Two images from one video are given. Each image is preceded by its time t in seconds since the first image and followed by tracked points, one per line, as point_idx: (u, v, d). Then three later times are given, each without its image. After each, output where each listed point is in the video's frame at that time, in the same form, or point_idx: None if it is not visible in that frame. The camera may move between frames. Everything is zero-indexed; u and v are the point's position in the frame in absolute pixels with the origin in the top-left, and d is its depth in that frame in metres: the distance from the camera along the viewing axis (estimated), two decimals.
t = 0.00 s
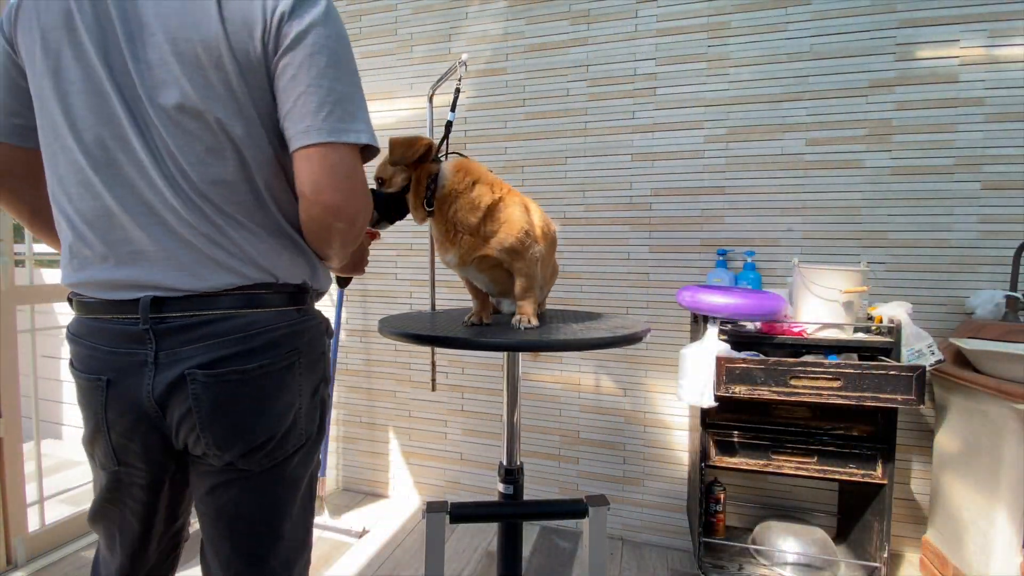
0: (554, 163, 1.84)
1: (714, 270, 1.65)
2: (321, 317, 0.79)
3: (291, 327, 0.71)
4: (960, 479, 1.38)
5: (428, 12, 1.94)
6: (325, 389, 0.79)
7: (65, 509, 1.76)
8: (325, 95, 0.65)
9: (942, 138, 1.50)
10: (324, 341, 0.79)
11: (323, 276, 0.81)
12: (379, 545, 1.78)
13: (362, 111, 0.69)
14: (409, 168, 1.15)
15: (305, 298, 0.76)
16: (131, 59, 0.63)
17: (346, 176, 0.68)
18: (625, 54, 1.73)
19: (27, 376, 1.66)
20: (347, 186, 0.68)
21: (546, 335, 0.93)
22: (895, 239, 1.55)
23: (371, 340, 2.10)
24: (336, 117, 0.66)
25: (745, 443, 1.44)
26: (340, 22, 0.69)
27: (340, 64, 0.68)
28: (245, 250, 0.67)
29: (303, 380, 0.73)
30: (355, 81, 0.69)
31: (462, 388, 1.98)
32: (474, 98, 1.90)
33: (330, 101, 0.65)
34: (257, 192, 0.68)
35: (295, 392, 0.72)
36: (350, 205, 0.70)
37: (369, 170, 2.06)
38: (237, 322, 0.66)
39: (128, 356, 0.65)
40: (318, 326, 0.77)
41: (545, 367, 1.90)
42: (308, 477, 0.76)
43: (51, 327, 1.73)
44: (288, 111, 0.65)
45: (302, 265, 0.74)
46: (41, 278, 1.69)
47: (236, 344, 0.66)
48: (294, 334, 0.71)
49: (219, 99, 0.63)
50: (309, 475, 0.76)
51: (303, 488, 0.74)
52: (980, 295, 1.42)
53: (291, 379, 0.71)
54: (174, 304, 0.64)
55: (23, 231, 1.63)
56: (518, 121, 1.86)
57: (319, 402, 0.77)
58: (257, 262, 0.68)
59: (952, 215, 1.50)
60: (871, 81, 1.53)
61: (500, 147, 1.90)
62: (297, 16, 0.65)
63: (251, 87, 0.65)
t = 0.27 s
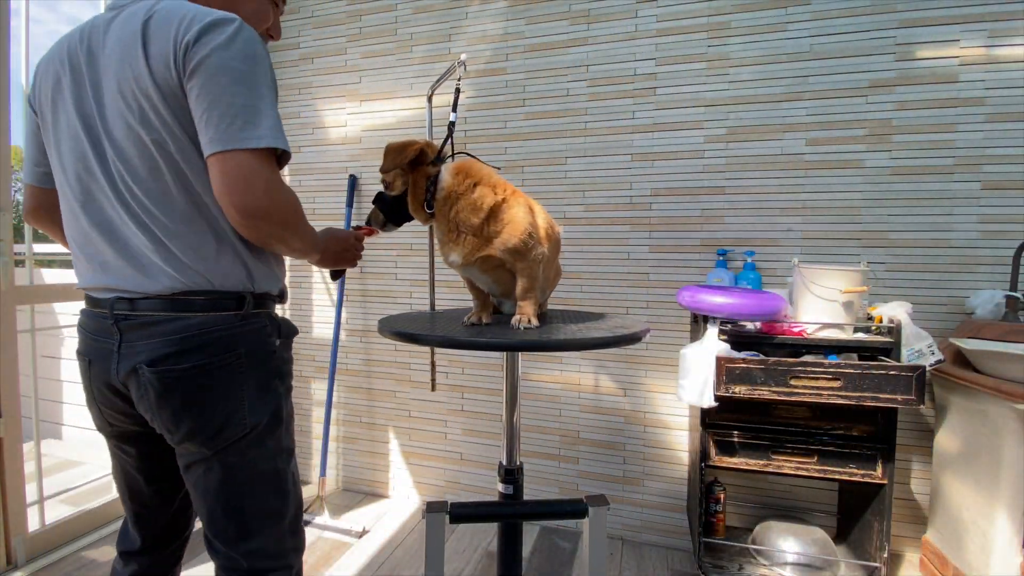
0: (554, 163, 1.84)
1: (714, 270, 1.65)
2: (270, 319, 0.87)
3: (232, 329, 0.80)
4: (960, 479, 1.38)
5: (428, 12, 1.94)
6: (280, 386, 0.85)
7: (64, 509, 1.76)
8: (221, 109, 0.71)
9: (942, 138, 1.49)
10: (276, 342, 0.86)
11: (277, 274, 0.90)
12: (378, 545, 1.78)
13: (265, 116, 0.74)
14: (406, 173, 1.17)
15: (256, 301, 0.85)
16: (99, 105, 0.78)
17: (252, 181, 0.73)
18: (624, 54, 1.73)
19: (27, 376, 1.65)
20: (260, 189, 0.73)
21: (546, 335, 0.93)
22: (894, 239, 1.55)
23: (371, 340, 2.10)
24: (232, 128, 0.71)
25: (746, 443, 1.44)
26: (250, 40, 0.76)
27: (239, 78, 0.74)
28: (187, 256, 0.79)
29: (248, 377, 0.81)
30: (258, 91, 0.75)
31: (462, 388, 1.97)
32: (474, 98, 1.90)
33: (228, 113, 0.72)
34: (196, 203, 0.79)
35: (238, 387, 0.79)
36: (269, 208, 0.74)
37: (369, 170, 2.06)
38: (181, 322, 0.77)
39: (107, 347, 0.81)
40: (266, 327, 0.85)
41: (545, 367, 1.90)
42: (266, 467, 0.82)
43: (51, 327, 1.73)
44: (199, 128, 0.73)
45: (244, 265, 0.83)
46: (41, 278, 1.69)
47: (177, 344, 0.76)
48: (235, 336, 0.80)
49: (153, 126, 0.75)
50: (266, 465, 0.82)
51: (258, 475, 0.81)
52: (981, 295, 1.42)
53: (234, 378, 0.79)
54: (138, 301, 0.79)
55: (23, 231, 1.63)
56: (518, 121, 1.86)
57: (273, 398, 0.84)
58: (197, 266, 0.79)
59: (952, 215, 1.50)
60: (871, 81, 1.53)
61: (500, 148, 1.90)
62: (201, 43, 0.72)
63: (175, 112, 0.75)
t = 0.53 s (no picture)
0: (554, 163, 1.84)
1: (714, 270, 1.65)
2: (258, 298, 0.87)
3: (219, 307, 0.80)
4: (960, 479, 1.38)
5: (428, 12, 1.94)
6: (270, 361, 0.85)
7: (65, 509, 1.76)
8: (180, 109, 0.73)
9: (942, 138, 1.50)
10: (264, 319, 0.86)
11: (262, 262, 0.92)
12: (378, 545, 1.77)
13: (224, 112, 0.75)
14: (402, 177, 1.20)
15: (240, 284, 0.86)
16: (94, 110, 0.85)
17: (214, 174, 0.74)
18: (624, 54, 1.73)
19: (27, 376, 1.65)
20: (224, 184, 0.73)
21: (546, 335, 0.93)
22: (894, 239, 1.55)
23: (371, 340, 2.10)
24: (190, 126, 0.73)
25: (745, 443, 1.44)
26: (212, 43, 0.78)
27: (198, 77, 0.75)
28: (170, 247, 0.82)
29: (236, 353, 0.81)
30: (220, 89, 0.76)
31: (462, 388, 1.97)
32: (474, 98, 1.90)
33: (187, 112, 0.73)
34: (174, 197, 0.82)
35: (226, 362, 0.79)
36: (235, 199, 0.75)
37: (368, 170, 2.06)
38: (176, 301, 0.79)
39: (110, 332, 0.84)
40: (253, 305, 0.85)
41: (545, 366, 1.90)
42: (258, 439, 0.81)
43: (51, 327, 1.73)
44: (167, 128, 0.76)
45: (224, 252, 0.85)
46: (41, 278, 1.68)
47: (169, 322, 0.78)
48: (221, 313, 0.80)
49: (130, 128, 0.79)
50: (261, 437, 0.81)
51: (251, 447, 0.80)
52: (980, 295, 1.42)
53: (222, 354, 0.79)
54: (134, 284, 0.82)
55: (23, 231, 1.63)
56: (518, 121, 1.86)
57: (264, 373, 0.83)
58: (178, 255, 0.82)
59: (952, 215, 1.50)
60: (871, 81, 1.53)
61: (500, 148, 1.89)
62: (163, 48, 0.75)
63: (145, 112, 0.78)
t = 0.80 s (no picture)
0: (555, 163, 1.84)
1: (714, 270, 1.65)
2: (275, 304, 0.91)
3: (232, 312, 0.86)
4: (960, 479, 1.38)
5: (428, 12, 1.94)
6: (279, 366, 0.88)
7: (65, 509, 1.76)
8: (206, 133, 0.80)
9: (942, 138, 1.50)
10: (276, 326, 0.89)
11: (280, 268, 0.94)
12: (378, 545, 1.77)
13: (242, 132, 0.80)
14: (400, 177, 1.19)
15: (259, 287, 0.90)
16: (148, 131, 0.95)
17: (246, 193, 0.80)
18: (625, 54, 1.73)
19: (27, 376, 1.65)
20: (256, 199, 0.80)
21: (546, 335, 0.93)
22: (894, 239, 1.55)
23: (371, 340, 2.10)
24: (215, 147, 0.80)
25: (745, 443, 1.44)
26: (229, 65, 0.83)
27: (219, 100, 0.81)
28: (198, 256, 0.89)
29: (245, 357, 0.85)
30: (237, 108, 0.81)
31: (462, 388, 1.97)
32: (474, 98, 1.90)
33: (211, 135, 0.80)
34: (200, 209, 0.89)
35: (235, 366, 0.84)
36: (267, 208, 0.82)
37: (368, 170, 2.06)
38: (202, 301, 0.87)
39: (151, 324, 0.93)
40: (268, 311, 0.89)
41: (545, 367, 1.90)
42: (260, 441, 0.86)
43: (51, 327, 1.72)
44: (197, 150, 0.83)
45: (241, 260, 0.90)
46: (41, 278, 1.68)
47: (192, 321, 0.85)
48: (234, 318, 0.85)
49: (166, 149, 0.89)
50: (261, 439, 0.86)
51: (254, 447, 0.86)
52: (980, 295, 1.42)
53: (235, 356, 0.85)
54: (173, 285, 0.91)
55: (23, 231, 1.63)
56: (519, 121, 1.86)
57: (274, 378, 0.87)
58: (204, 260, 0.89)
59: (951, 215, 1.50)
60: (871, 81, 1.53)
61: (500, 148, 1.89)
62: (189, 74, 0.82)
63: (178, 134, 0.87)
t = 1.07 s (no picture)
0: (555, 163, 1.84)
1: (714, 270, 1.66)
2: (293, 301, 0.98)
3: (253, 305, 0.95)
4: (960, 479, 1.38)
5: (428, 12, 1.94)
6: (291, 364, 0.95)
7: (65, 509, 1.76)
8: (225, 128, 0.88)
9: (942, 138, 1.50)
10: (294, 322, 0.97)
11: (299, 269, 1.00)
12: (378, 545, 1.77)
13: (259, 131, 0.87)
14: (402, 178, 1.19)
15: (278, 283, 0.97)
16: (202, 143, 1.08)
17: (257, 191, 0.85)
18: (625, 54, 1.73)
19: (27, 376, 1.64)
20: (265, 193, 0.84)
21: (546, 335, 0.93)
22: (894, 239, 1.55)
23: (371, 341, 2.10)
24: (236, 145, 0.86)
25: (745, 443, 1.44)
26: (256, 67, 0.92)
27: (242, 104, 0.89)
28: (227, 254, 1.00)
29: (260, 349, 0.94)
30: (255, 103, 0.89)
31: (462, 388, 1.97)
32: (474, 98, 1.90)
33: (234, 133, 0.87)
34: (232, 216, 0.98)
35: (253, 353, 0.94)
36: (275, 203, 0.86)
37: (368, 170, 2.06)
38: (232, 294, 0.97)
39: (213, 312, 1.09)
40: (288, 306, 0.98)
41: (545, 367, 1.90)
42: (265, 439, 0.94)
43: (51, 327, 1.72)
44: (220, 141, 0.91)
45: (260, 259, 0.98)
46: (41, 278, 1.67)
47: (223, 311, 0.96)
48: (254, 311, 0.94)
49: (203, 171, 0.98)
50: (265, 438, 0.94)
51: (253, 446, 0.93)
52: (980, 295, 1.42)
53: (252, 345, 0.94)
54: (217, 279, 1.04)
55: (23, 231, 1.62)
56: (519, 121, 1.86)
57: (282, 371, 0.95)
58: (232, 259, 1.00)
59: (951, 215, 1.50)
60: (871, 81, 1.53)
61: (500, 148, 1.90)
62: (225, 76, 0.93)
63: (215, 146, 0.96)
